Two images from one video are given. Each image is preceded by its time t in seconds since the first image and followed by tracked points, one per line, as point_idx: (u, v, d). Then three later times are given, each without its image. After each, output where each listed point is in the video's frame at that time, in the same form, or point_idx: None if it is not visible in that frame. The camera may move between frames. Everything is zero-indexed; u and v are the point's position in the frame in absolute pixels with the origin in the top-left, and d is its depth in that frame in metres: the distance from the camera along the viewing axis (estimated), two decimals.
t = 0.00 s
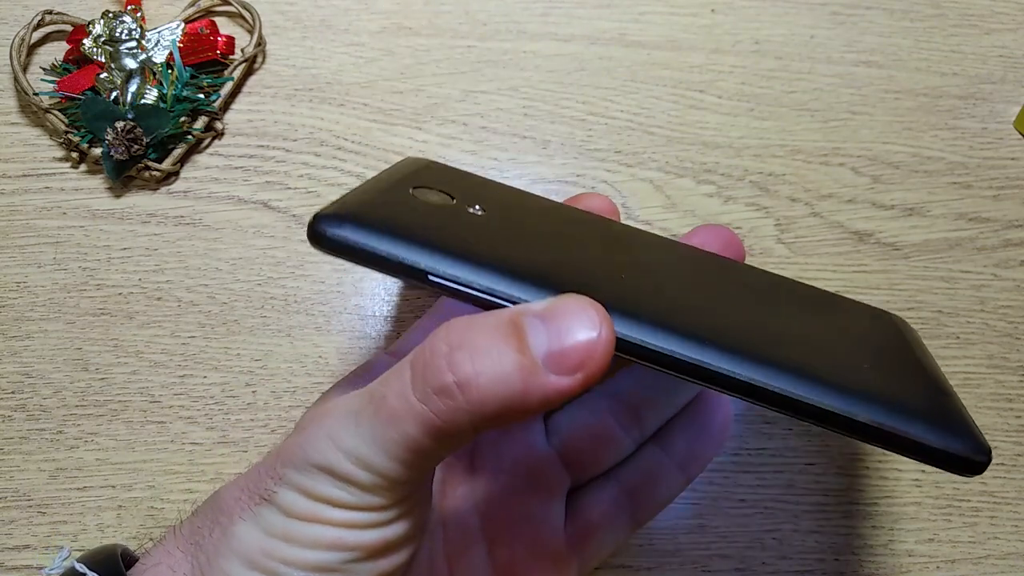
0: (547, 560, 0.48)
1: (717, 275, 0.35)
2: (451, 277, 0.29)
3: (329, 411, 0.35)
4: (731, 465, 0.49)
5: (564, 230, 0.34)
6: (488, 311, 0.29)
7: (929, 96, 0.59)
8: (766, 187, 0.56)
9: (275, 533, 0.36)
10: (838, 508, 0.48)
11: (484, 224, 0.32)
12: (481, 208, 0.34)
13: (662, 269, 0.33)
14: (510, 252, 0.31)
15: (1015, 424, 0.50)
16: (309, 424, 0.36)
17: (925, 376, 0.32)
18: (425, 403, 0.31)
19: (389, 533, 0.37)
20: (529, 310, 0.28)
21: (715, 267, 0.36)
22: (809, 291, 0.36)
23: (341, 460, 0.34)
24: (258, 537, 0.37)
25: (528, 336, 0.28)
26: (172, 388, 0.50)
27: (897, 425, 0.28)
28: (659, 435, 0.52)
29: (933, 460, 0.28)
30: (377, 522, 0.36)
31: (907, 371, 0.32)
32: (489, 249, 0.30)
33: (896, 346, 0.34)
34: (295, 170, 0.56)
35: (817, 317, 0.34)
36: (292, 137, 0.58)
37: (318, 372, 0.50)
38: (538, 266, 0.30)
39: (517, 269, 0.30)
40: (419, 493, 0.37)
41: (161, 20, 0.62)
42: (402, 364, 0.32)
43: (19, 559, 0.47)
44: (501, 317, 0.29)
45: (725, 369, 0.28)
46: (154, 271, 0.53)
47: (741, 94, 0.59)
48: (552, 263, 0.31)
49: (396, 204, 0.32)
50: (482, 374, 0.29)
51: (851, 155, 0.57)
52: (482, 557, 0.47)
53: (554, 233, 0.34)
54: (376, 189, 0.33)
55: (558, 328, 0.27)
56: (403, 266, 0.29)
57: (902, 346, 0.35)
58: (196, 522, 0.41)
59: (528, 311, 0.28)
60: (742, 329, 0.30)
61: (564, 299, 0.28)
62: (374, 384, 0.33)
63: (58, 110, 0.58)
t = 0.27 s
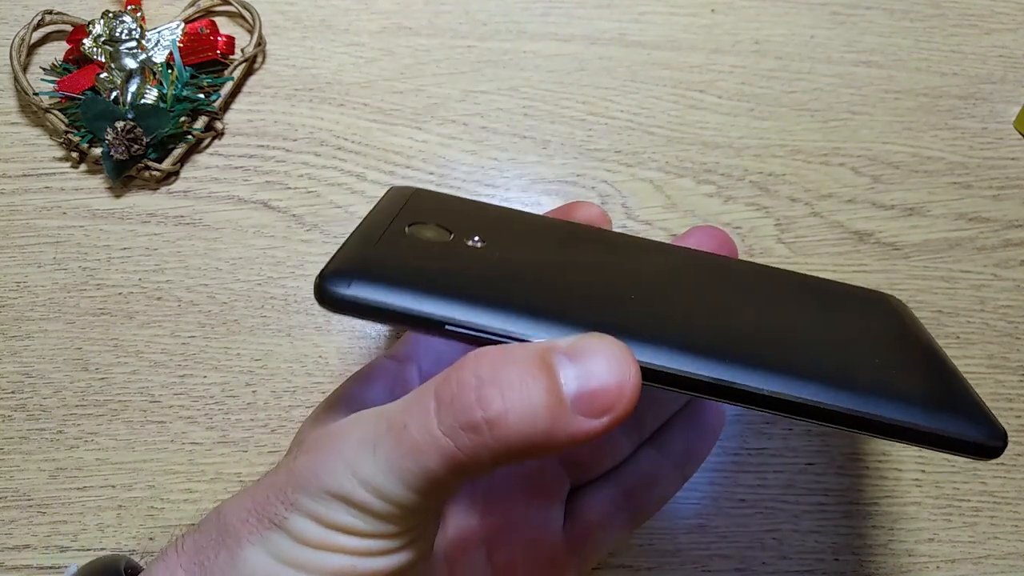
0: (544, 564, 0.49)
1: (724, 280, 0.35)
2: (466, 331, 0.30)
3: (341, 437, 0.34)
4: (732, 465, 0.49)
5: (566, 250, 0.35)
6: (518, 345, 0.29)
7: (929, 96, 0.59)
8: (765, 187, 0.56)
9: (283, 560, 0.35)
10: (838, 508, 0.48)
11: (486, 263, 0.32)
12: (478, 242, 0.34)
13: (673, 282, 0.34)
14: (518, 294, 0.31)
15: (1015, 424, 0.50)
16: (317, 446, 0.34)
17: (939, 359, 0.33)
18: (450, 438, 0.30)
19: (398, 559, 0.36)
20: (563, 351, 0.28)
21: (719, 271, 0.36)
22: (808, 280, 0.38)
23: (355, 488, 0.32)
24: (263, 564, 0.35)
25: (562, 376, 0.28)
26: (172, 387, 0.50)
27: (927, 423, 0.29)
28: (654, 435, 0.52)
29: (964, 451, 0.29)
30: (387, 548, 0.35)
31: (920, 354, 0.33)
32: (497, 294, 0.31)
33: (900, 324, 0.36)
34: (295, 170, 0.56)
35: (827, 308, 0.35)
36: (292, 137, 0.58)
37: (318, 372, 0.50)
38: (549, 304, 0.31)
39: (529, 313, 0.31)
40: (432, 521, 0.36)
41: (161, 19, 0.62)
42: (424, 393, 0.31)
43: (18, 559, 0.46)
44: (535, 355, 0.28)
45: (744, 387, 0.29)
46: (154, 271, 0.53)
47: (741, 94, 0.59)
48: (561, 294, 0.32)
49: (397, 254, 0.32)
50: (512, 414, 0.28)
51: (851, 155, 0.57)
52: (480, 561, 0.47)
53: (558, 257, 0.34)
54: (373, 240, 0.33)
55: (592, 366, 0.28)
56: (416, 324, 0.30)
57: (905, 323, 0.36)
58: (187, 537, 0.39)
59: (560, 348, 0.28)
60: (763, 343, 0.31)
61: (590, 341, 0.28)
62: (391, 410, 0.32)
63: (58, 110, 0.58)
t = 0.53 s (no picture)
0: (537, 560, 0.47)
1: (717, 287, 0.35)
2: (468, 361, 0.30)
3: (345, 458, 0.33)
4: (732, 465, 0.49)
5: (557, 261, 0.35)
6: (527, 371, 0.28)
7: (929, 96, 0.59)
8: (765, 187, 0.56)
9: None
10: (838, 508, 0.48)
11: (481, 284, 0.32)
12: (470, 260, 0.33)
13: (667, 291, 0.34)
14: (517, 318, 0.31)
15: (1015, 424, 0.50)
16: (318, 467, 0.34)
17: (928, 359, 0.34)
18: (460, 467, 0.29)
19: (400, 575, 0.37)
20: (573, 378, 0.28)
21: (709, 275, 0.36)
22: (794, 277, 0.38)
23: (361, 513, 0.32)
24: None
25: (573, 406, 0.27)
26: (172, 387, 0.50)
27: (924, 435, 0.30)
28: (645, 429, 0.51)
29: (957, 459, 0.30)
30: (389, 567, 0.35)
31: (909, 355, 0.34)
32: (495, 319, 0.30)
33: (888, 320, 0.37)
34: (295, 170, 0.56)
35: (816, 309, 0.36)
36: (292, 137, 0.58)
37: (318, 372, 0.51)
38: (548, 327, 0.31)
39: (530, 339, 0.30)
40: (437, 538, 0.36)
41: (161, 19, 0.62)
42: (430, 419, 0.30)
43: (19, 559, 0.46)
44: (546, 383, 0.28)
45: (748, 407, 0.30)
46: (154, 271, 0.53)
47: (740, 94, 0.59)
48: (557, 313, 0.31)
49: (391, 281, 0.31)
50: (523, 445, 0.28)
51: (851, 155, 0.57)
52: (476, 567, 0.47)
53: (551, 270, 0.34)
54: (364, 263, 0.32)
55: (601, 392, 0.28)
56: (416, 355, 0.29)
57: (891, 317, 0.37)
58: (189, 552, 0.38)
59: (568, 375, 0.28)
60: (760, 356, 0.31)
61: (596, 370, 0.28)
62: (397, 434, 0.32)
63: (58, 110, 0.58)
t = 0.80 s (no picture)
0: (533, 565, 0.47)
1: (711, 293, 0.36)
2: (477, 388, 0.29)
3: (362, 492, 0.33)
4: (732, 465, 0.49)
5: (555, 269, 0.34)
6: (544, 403, 0.28)
7: (928, 96, 0.59)
8: (765, 186, 0.56)
9: None
10: (837, 508, 0.48)
11: (481, 301, 0.31)
12: (468, 272, 0.33)
13: (664, 301, 0.35)
14: (522, 339, 0.31)
15: (1015, 424, 0.50)
16: (334, 499, 0.34)
17: (912, 366, 0.35)
18: (479, 502, 0.29)
19: None
20: (590, 410, 0.28)
21: (701, 279, 0.37)
22: (782, 280, 0.39)
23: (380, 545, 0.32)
24: None
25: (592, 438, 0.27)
26: (172, 388, 0.50)
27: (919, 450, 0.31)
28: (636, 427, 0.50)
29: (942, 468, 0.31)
30: None
31: (893, 362, 0.35)
32: (501, 340, 0.30)
33: (871, 324, 0.38)
34: (295, 170, 0.56)
35: (804, 315, 0.37)
36: (292, 137, 0.58)
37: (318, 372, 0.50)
38: (554, 347, 0.31)
39: (538, 361, 0.30)
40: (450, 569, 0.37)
41: (161, 19, 0.62)
42: (448, 457, 0.30)
43: (18, 559, 0.45)
44: (564, 415, 0.28)
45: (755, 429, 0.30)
46: (154, 271, 0.53)
47: (740, 94, 0.59)
48: (561, 329, 0.31)
49: (391, 303, 0.30)
50: (541, 478, 0.28)
51: (851, 155, 0.57)
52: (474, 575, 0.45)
53: (550, 279, 0.34)
54: (359, 284, 0.31)
55: (617, 420, 0.27)
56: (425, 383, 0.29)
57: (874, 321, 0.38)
58: None
59: (585, 406, 0.28)
60: (756, 371, 0.32)
61: (611, 398, 0.28)
62: (412, 471, 0.31)
63: (58, 110, 0.58)
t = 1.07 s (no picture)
0: None
1: (704, 311, 0.38)
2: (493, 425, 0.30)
3: (369, 522, 0.34)
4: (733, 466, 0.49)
5: (557, 285, 0.36)
6: (561, 441, 0.29)
7: (928, 96, 0.59)
8: (765, 187, 0.56)
9: None
10: (837, 508, 0.48)
11: (490, 326, 0.32)
12: (473, 292, 0.33)
13: (663, 322, 0.36)
14: (532, 367, 0.32)
15: (1014, 424, 0.50)
16: (341, 527, 0.34)
17: (890, 390, 0.39)
18: (494, 538, 0.30)
19: None
20: (607, 447, 0.29)
21: (694, 292, 0.39)
22: (767, 290, 0.41)
23: None
24: None
25: (609, 474, 0.29)
26: (172, 388, 0.50)
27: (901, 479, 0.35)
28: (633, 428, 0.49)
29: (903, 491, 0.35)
30: None
31: (866, 380, 0.38)
32: (517, 371, 0.31)
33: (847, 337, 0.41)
34: (295, 170, 0.56)
35: (787, 330, 0.39)
36: (292, 137, 0.58)
37: (318, 372, 0.50)
38: (562, 375, 0.32)
39: (549, 393, 0.31)
40: None
41: (161, 19, 0.62)
42: (463, 490, 0.31)
43: (19, 558, 0.46)
44: (582, 453, 0.29)
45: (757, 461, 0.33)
46: (154, 271, 0.53)
47: (740, 94, 0.59)
48: (568, 355, 0.33)
49: (403, 333, 0.31)
50: (559, 515, 0.29)
51: (851, 155, 0.57)
52: None
53: (555, 298, 0.35)
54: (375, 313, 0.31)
55: (633, 457, 0.29)
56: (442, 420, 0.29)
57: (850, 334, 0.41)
58: None
59: (603, 444, 0.29)
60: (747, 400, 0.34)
61: (625, 436, 0.29)
62: (424, 501, 0.32)
63: (58, 110, 0.58)
